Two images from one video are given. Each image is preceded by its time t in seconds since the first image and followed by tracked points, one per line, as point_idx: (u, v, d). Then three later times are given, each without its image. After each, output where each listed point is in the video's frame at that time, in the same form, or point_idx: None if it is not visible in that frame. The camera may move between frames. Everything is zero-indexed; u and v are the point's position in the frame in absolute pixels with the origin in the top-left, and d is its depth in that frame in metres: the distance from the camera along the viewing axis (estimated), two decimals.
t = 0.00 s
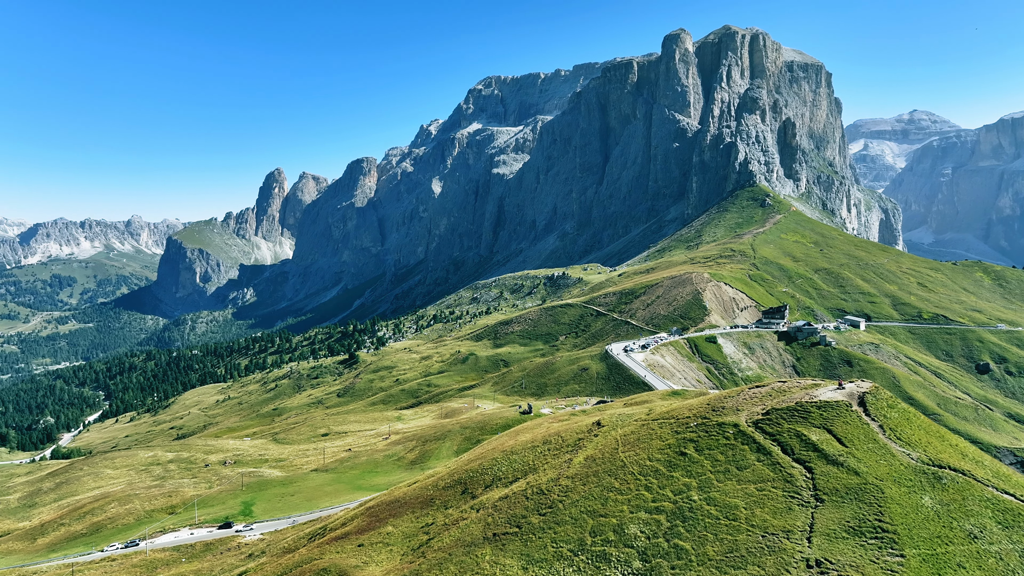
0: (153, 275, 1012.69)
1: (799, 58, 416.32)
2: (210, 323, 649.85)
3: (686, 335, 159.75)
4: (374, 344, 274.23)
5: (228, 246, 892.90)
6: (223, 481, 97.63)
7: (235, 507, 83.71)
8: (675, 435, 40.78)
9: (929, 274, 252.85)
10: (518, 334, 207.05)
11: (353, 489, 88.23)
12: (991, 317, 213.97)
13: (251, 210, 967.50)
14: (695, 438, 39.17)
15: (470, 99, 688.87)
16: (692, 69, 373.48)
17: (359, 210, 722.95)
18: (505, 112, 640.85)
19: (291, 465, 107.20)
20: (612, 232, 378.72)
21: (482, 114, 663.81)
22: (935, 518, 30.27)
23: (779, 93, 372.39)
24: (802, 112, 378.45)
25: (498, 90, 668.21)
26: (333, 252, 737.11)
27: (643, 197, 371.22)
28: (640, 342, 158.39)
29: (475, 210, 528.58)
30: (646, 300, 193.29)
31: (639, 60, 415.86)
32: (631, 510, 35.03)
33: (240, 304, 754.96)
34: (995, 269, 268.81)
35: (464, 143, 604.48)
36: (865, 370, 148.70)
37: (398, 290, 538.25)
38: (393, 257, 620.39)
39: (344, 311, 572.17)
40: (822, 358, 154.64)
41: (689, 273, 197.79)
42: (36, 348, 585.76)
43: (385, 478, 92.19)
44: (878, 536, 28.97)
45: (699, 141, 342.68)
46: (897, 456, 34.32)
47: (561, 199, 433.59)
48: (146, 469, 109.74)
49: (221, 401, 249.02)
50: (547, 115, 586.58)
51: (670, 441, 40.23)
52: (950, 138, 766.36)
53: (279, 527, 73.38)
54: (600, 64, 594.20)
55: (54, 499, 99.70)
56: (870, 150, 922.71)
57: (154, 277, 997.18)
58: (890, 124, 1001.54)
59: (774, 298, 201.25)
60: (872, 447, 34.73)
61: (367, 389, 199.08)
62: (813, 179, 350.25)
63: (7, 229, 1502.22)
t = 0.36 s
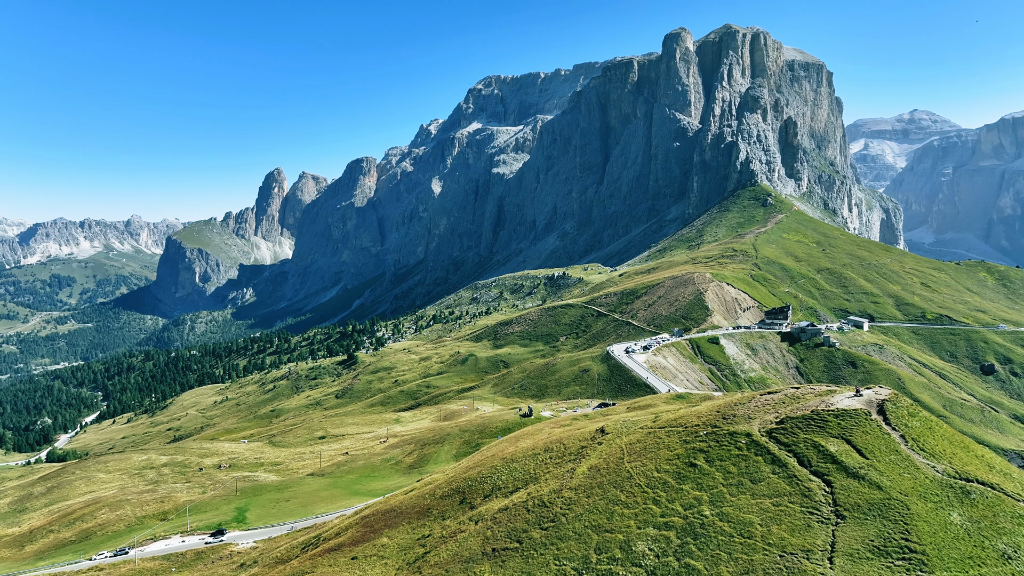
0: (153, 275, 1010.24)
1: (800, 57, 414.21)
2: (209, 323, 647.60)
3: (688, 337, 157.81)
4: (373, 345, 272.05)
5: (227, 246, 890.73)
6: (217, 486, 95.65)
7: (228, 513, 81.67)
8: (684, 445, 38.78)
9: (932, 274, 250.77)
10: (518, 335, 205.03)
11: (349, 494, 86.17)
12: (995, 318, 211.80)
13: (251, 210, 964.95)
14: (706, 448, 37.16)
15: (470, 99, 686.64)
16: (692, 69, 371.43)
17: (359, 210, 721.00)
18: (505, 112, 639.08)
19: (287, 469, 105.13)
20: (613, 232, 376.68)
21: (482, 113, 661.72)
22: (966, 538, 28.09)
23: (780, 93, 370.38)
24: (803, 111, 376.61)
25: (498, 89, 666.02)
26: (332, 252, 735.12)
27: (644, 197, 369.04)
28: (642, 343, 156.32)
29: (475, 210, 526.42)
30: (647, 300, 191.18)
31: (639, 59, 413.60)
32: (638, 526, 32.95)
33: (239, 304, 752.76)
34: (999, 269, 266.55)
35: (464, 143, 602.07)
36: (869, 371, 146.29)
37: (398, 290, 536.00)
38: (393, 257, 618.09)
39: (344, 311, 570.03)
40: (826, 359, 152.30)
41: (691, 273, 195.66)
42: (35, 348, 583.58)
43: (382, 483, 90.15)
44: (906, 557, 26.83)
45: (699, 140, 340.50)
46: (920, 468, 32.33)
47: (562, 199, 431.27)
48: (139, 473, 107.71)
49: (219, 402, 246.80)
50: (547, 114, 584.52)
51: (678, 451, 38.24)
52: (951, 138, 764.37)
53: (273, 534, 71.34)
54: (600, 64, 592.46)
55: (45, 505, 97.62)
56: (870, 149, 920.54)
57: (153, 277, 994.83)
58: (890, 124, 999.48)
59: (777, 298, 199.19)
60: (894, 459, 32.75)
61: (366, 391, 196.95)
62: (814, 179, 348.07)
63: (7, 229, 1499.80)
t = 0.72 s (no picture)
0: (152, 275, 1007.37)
1: (801, 56, 412.08)
2: (208, 323, 645.31)
3: (690, 338, 155.78)
4: (372, 346, 269.88)
5: (227, 245, 888.03)
6: (211, 491, 93.55)
7: (221, 520, 79.52)
8: (694, 456, 36.67)
9: (935, 274, 248.91)
10: (518, 335, 203.06)
11: (345, 500, 83.90)
12: (999, 318, 209.48)
13: (250, 210, 962.63)
14: (718, 461, 35.05)
15: (470, 98, 684.60)
16: (693, 68, 369.43)
17: (358, 210, 718.80)
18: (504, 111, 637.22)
19: (282, 473, 102.96)
20: (613, 232, 374.53)
21: (482, 113, 659.57)
22: (1002, 561, 25.93)
23: (781, 92, 368.59)
24: (804, 111, 374.57)
25: (498, 88, 663.62)
26: (332, 252, 733.16)
27: (644, 197, 367.02)
28: (643, 345, 153.97)
29: (475, 210, 524.29)
30: (648, 301, 189.11)
31: (639, 58, 411.57)
32: (646, 546, 30.71)
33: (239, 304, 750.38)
34: (1002, 269, 264.45)
35: (464, 142, 599.66)
36: (874, 372, 144.00)
37: (398, 290, 533.73)
38: (392, 257, 615.78)
39: (343, 311, 567.69)
40: (830, 360, 149.91)
41: (692, 274, 193.42)
42: (34, 348, 581.55)
43: (379, 488, 88.04)
44: None
45: (700, 139, 338.38)
46: (947, 484, 30.24)
47: (562, 199, 428.86)
48: (131, 477, 105.51)
49: (216, 404, 244.47)
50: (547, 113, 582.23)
51: (688, 463, 36.14)
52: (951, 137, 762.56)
53: (266, 543, 69.24)
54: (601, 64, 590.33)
55: (34, 511, 95.46)
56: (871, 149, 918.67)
57: (152, 277, 991.89)
58: (890, 124, 997.76)
59: (779, 299, 197.05)
60: (921, 473, 30.61)
61: (364, 392, 194.63)
62: (815, 178, 346.02)
63: (6, 229, 1495.76)
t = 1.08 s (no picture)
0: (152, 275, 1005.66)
1: (802, 56, 410.01)
2: (208, 323, 643.66)
3: (692, 339, 153.64)
4: (370, 346, 268.11)
5: (226, 245, 885.91)
6: (204, 496, 91.61)
7: (213, 527, 77.57)
8: (704, 468, 34.70)
9: (939, 274, 246.92)
10: (518, 336, 201.10)
11: (341, 506, 81.94)
12: (1004, 319, 207.35)
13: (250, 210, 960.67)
14: (732, 473, 33.01)
15: (470, 98, 683.10)
16: (694, 67, 367.54)
17: (358, 209, 717.14)
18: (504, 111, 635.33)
19: (277, 477, 101.01)
20: (613, 232, 372.58)
21: (482, 112, 657.60)
22: None
23: (782, 91, 366.72)
24: (805, 110, 372.60)
25: (498, 88, 661.63)
26: (331, 252, 731.27)
27: (644, 196, 365.14)
28: (645, 346, 151.82)
29: (475, 209, 522.19)
30: (650, 301, 187.00)
31: (640, 57, 409.48)
32: (655, 565, 28.64)
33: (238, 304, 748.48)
34: (1006, 269, 262.63)
35: (464, 142, 597.33)
36: (878, 374, 141.61)
37: (397, 290, 531.86)
38: (392, 257, 613.97)
39: (342, 311, 565.86)
40: (834, 362, 147.75)
41: (694, 274, 191.42)
42: (33, 348, 579.49)
43: (377, 493, 86.11)
44: None
45: (701, 139, 336.55)
46: (979, 500, 28.20)
47: (562, 199, 426.76)
48: (124, 481, 103.58)
49: (214, 405, 242.63)
50: (546, 113, 580.32)
51: (698, 476, 34.17)
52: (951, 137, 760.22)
53: (259, 551, 67.29)
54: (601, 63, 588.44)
55: (24, 516, 93.50)
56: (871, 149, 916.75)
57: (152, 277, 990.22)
58: (891, 123, 995.90)
59: (782, 299, 195.06)
60: (948, 488, 28.69)
61: (362, 393, 192.72)
62: (816, 178, 343.97)
63: (4, 229, 1492.71)
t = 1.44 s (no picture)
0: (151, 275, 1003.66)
1: (804, 55, 407.68)
2: (207, 323, 641.83)
3: (695, 339, 151.35)
4: (370, 347, 266.18)
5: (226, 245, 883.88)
6: (197, 502, 89.42)
7: (205, 535, 75.35)
8: (717, 483, 32.64)
9: (942, 274, 244.65)
10: (518, 337, 198.85)
11: (336, 512, 79.74)
12: (1009, 320, 204.93)
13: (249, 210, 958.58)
14: (747, 491, 30.85)
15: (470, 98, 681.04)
16: (695, 66, 365.45)
17: (358, 209, 715.49)
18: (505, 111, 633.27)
19: (272, 482, 98.75)
20: (614, 232, 370.46)
21: (482, 112, 655.58)
22: None
23: (783, 91, 364.66)
24: (806, 109, 370.26)
25: (498, 87, 659.46)
26: (331, 252, 729.36)
27: (645, 196, 362.99)
28: (647, 347, 149.55)
29: (475, 209, 520.02)
30: (652, 302, 184.73)
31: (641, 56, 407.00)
32: None
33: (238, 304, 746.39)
34: (1010, 269, 260.40)
35: (464, 141, 594.89)
36: (884, 376, 138.87)
37: (397, 290, 529.72)
38: (392, 257, 612.08)
39: (342, 311, 563.79)
40: (838, 363, 145.27)
41: (696, 274, 189.05)
42: (32, 348, 577.08)
43: (373, 499, 83.89)
44: None
45: (702, 138, 334.40)
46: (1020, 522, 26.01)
47: (562, 198, 424.52)
48: (116, 486, 101.39)
49: (211, 406, 240.45)
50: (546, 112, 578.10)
51: (711, 492, 32.08)
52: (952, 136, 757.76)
53: (250, 561, 65.04)
54: (601, 63, 585.99)
55: (12, 522, 91.10)
56: (872, 149, 914.47)
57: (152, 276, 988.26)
58: (891, 123, 993.94)
59: (785, 300, 192.77)
60: (983, 507, 26.62)
61: (361, 395, 190.59)
62: (818, 178, 341.51)
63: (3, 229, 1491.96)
